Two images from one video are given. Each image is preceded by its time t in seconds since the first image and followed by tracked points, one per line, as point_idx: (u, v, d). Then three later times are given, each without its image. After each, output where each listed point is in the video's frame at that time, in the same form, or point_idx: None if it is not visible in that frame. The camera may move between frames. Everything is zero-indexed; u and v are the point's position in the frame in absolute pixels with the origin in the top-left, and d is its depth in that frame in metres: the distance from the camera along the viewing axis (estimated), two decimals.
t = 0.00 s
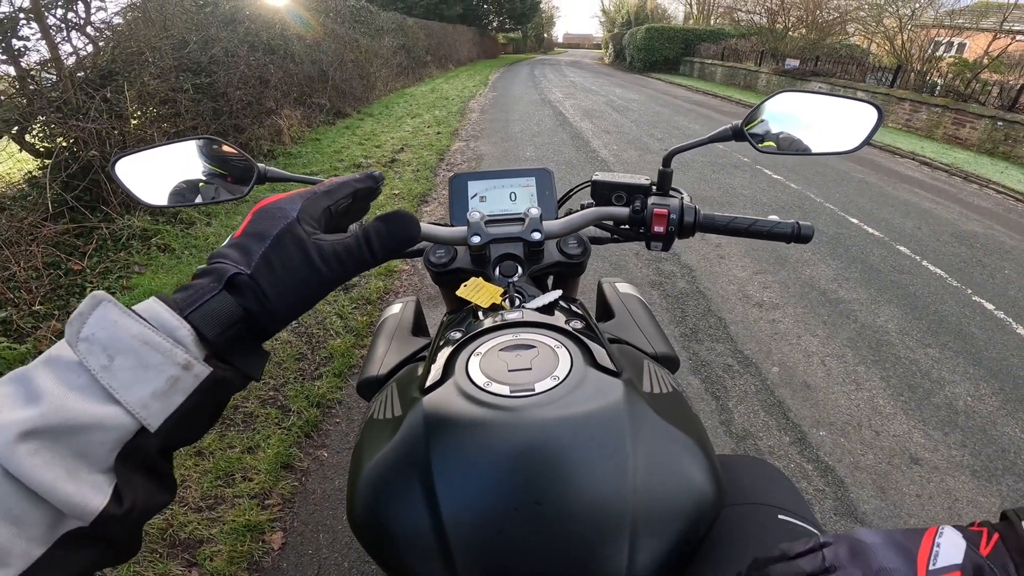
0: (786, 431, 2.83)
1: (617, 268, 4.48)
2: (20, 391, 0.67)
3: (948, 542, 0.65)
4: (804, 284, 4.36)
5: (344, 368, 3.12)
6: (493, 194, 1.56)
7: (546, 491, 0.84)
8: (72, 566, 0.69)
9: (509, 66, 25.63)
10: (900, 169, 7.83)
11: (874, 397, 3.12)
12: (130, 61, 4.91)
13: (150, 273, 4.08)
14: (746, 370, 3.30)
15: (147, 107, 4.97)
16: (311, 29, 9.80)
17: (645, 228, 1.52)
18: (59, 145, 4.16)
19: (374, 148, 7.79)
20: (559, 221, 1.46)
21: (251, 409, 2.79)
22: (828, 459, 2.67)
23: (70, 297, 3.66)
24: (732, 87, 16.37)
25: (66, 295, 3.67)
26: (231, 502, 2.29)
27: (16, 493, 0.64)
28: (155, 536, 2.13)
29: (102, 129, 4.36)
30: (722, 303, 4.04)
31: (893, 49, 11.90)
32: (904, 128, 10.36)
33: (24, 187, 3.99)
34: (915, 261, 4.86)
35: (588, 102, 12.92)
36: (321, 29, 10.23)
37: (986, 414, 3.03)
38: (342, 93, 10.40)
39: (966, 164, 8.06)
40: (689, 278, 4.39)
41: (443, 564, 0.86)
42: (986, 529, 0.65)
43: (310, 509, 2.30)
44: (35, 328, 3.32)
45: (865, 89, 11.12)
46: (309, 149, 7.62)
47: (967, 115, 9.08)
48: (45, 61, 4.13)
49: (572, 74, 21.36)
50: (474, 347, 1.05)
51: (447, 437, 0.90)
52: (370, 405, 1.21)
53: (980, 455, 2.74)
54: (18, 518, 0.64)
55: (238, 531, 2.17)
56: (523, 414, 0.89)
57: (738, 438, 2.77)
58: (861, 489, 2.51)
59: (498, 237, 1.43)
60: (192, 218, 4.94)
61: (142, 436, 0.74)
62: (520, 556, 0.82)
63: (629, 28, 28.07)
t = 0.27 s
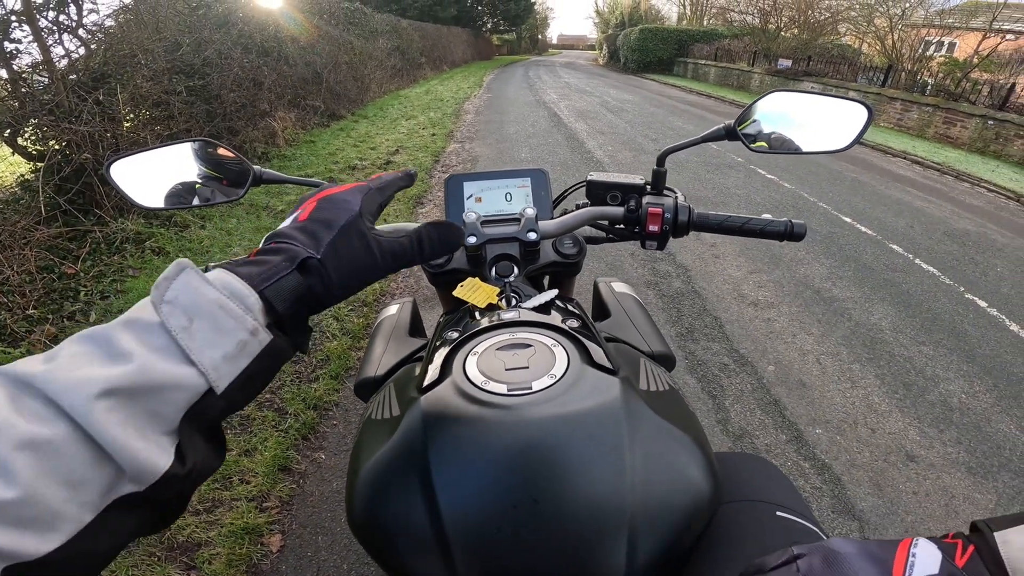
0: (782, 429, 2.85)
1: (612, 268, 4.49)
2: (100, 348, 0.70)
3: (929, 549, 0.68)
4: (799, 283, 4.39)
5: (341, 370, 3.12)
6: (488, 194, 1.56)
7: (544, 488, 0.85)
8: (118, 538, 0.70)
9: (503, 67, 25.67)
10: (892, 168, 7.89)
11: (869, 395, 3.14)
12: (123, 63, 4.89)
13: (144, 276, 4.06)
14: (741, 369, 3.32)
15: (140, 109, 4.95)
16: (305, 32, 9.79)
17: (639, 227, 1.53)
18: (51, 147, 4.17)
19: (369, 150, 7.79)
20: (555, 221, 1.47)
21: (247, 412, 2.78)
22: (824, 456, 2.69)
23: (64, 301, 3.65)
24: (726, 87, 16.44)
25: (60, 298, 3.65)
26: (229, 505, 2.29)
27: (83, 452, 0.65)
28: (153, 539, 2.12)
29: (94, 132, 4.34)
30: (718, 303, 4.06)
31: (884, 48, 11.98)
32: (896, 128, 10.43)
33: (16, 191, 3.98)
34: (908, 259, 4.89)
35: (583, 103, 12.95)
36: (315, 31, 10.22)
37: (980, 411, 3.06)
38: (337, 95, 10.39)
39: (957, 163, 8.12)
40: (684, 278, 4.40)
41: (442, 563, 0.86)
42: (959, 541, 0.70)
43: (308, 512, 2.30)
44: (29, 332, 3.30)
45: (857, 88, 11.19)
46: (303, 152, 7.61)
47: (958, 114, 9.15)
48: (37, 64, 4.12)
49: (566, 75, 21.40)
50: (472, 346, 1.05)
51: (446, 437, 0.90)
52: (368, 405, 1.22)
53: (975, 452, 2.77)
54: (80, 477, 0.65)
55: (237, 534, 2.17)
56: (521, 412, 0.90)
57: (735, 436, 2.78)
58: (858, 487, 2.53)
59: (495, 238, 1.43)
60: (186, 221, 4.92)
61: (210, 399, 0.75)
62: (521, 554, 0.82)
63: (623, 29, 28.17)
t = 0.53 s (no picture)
0: (778, 429, 2.86)
1: (609, 269, 4.50)
2: (237, 268, 0.85)
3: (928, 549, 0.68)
4: (794, 282, 4.40)
5: (338, 372, 3.12)
6: (485, 197, 1.56)
7: (543, 488, 0.85)
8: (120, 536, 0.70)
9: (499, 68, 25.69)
10: (886, 167, 7.93)
11: (865, 394, 3.16)
12: (117, 65, 4.87)
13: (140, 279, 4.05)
14: (738, 369, 3.33)
15: (134, 112, 4.93)
16: (300, 33, 9.78)
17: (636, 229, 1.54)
18: (45, 150, 4.17)
19: (365, 152, 7.78)
20: (552, 223, 1.47)
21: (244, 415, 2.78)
22: (821, 456, 2.70)
23: (59, 305, 3.64)
24: (721, 87, 16.49)
25: (55, 302, 3.64)
26: (227, 508, 2.29)
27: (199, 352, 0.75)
28: (151, 543, 2.11)
29: (89, 135, 4.33)
30: (714, 303, 4.07)
31: (877, 48, 12.04)
32: (889, 127, 10.48)
33: (11, 194, 4.04)
34: (903, 258, 4.92)
35: (579, 104, 12.97)
36: (310, 33, 10.21)
37: (975, 409, 3.08)
38: (332, 97, 10.38)
39: (950, 162, 8.17)
40: (680, 278, 4.42)
41: (443, 563, 0.87)
42: (967, 538, 0.69)
43: (306, 514, 2.30)
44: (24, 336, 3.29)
45: (851, 88, 11.25)
46: (299, 154, 7.60)
47: (951, 113, 9.21)
48: (30, 66, 4.10)
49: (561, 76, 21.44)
50: (471, 347, 1.06)
51: (446, 438, 0.91)
52: (366, 408, 1.22)
53: (971, 450, 2.78)
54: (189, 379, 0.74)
55: (235, 536, 2.17)
56: (520, 415, 0.90)
57: (731, 436, 2.79)
58: (854, 486, 2.54)
59: (493, 241, 1.43)
60: (182, 223, 4.91)
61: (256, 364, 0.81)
62: (521, 554, 0.83)
63: (618, 30, 28.22)
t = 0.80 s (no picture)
0: (774, 431, 2.85)
1: (605, 270, 4.49)
2: (295, 220, 0.88)
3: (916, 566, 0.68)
4: (790, 283, 4.40)
5: (332, 374, 3.10)
6: (475, 200, 1.54)
7: (529, 497, 0.84)
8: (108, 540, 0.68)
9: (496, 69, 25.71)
10: (882, 167, 7.93)
11: (861, 395, 3.15)
12: (110, 67, 4.84)
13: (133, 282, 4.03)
14: (734, 370, 3.32)
15: (128, 113, 4.91)
16: (296, 34, 9.75)
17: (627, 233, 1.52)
18: (38, 152, 4.12)
19: (361, 153, 7.76)
20: (542, 227, 1.46)
21: (237, 418, 2.76)
22: (818, 457, 2.69)
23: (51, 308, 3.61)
24: (717, 87, 16.51)
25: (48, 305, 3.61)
26: (220, 511, 2.26)
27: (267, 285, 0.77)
28: (143, 546, 2.09)
29: (82, 137, 4.30)
30: (710, 304, 4.06)
31: (873, 48, 12.07)
32: (885, 127, 10.50)
33: (4, 197, 4.02)
34: (899, 259, 4.91)
35: (575, 105, 12.97)
36: (306, 34, 10.19)
37: (972, 410, 3.07)
38: (328, 98, 10.35)
39: (946, 162, 8.18)
40: (676, 279, 4.41)
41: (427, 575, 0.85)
42: (961, 559, 0.67)
43: (300, 517, 2.27)
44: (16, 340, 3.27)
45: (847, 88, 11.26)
46: (294, 155, 7.57)
47: (946, 113, 9.23)
48: (23, 68, 4.07)
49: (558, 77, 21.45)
50: (457, 354, 1.04)
51: (432, 444, 0.89)
52: (352, 415, 1.20)
53: (968, 451, 2.77)
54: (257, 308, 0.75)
55: (228, 540, 2.14)
56: (504, 424, 0.89)
57: (728, 438, 2.78)
58: (850, 488, 2.53)
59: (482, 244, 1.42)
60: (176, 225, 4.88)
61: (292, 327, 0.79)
62: (505, 567, 0.81)
63: (614, 31, 28.26)
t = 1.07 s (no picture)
0: (775, 432, 2.84)
1: (604, 271, 4.48)
2: (300, 225, 0.87)
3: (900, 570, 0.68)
4: (790, 284, 4.38)
5: (330, 376, 3.08)
6: (473, 200, 1.53)
7: (528, 500, 0.83)
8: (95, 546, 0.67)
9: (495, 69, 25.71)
10: (882, 167, 7.92)
11: (861, 396, 3.14)
12: (109, 67, 4.82)
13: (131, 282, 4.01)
14: (734, 371, 3.31)
15: (126, 113, 4.89)
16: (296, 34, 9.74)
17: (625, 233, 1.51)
18: (36, 152, 4.11)
19: (360, 153, 7.75)
20: (540, 228, 1.45)
21: (235, 419, 2.74)
22: (818, 459, 2.68)
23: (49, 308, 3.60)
24: (716, 88, 16.50)
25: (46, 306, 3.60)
26: (218, 513, 2.25)
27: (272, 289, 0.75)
28: (140, 547, 2.08)
29: (80, 137, 4.28)
30: (710, 305, 4.05)
31: (872, 48, 12.06)
32: (885, 127, 10.49)
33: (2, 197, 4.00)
34: (899, 259, 4.90)
35: (575, 105, 12.96)
36: (306, 34, 10.18)
37: (972, 411, 3.06)
38: (327, 98, 10.34)
39: (945, 162, 8.17)
40: (676, 280, 4.40)
41: None
42: (950, 565, 0.66)
43: (298, 519, 2.26)
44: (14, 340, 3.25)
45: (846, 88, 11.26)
46: (294, 155, 7.56)
47: (946, 113, 9.22)
48: (22, 68, 4.06)
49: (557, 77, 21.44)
50: (455, 357, 1.03)
51: (429, 448, 0.88)
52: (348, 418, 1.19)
53: (969, 453, 2.76)
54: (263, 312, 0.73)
55: (225, 542, 2.13)
56: (501, 428, 0.87)
57: (728, 439, 2.77)
58: (851, 489, 2.52)
59: (480, 244, 1.41)
60: (174, 226, 4.86)
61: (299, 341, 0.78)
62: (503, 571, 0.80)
63: (614, 31, 28.27)
